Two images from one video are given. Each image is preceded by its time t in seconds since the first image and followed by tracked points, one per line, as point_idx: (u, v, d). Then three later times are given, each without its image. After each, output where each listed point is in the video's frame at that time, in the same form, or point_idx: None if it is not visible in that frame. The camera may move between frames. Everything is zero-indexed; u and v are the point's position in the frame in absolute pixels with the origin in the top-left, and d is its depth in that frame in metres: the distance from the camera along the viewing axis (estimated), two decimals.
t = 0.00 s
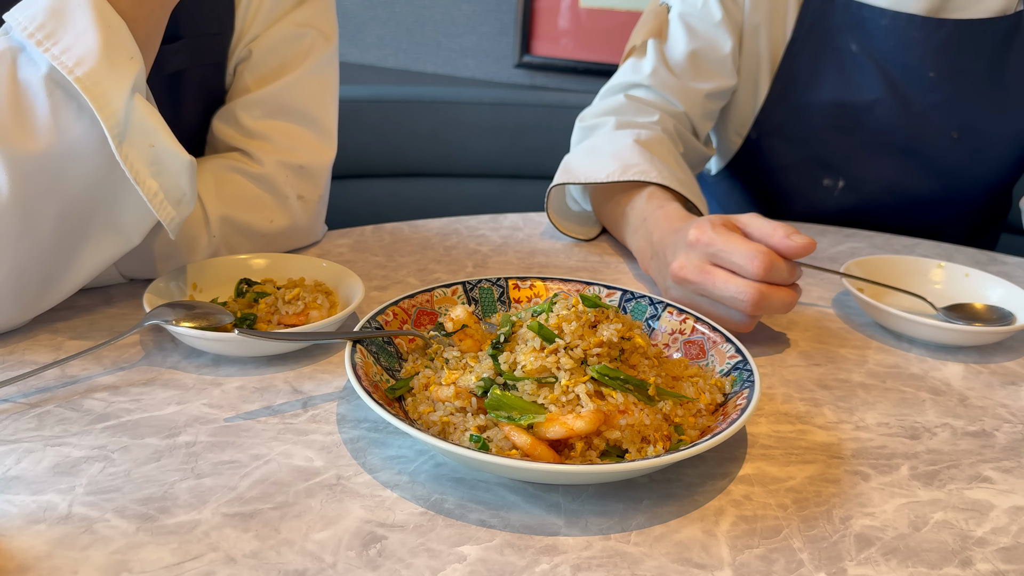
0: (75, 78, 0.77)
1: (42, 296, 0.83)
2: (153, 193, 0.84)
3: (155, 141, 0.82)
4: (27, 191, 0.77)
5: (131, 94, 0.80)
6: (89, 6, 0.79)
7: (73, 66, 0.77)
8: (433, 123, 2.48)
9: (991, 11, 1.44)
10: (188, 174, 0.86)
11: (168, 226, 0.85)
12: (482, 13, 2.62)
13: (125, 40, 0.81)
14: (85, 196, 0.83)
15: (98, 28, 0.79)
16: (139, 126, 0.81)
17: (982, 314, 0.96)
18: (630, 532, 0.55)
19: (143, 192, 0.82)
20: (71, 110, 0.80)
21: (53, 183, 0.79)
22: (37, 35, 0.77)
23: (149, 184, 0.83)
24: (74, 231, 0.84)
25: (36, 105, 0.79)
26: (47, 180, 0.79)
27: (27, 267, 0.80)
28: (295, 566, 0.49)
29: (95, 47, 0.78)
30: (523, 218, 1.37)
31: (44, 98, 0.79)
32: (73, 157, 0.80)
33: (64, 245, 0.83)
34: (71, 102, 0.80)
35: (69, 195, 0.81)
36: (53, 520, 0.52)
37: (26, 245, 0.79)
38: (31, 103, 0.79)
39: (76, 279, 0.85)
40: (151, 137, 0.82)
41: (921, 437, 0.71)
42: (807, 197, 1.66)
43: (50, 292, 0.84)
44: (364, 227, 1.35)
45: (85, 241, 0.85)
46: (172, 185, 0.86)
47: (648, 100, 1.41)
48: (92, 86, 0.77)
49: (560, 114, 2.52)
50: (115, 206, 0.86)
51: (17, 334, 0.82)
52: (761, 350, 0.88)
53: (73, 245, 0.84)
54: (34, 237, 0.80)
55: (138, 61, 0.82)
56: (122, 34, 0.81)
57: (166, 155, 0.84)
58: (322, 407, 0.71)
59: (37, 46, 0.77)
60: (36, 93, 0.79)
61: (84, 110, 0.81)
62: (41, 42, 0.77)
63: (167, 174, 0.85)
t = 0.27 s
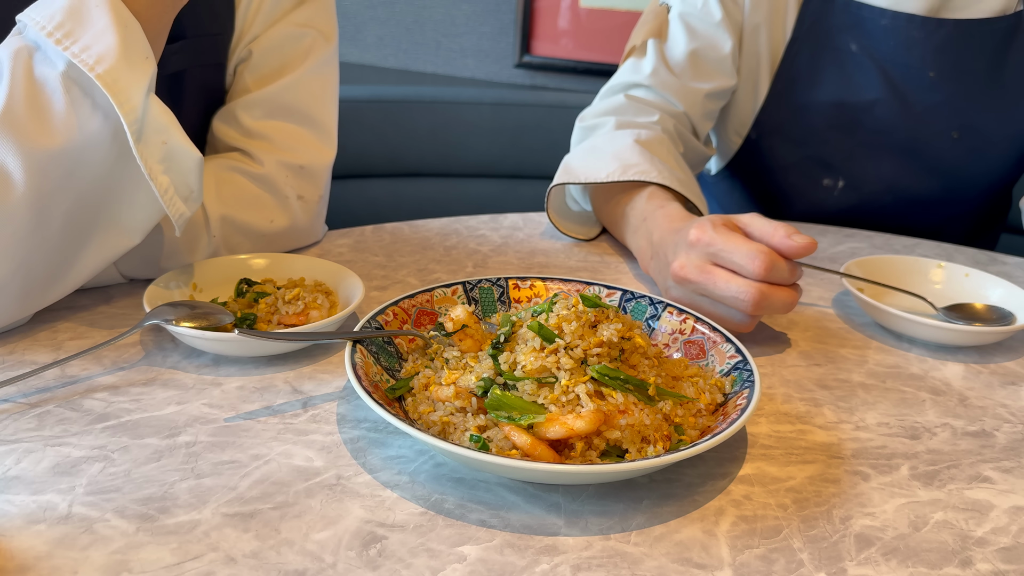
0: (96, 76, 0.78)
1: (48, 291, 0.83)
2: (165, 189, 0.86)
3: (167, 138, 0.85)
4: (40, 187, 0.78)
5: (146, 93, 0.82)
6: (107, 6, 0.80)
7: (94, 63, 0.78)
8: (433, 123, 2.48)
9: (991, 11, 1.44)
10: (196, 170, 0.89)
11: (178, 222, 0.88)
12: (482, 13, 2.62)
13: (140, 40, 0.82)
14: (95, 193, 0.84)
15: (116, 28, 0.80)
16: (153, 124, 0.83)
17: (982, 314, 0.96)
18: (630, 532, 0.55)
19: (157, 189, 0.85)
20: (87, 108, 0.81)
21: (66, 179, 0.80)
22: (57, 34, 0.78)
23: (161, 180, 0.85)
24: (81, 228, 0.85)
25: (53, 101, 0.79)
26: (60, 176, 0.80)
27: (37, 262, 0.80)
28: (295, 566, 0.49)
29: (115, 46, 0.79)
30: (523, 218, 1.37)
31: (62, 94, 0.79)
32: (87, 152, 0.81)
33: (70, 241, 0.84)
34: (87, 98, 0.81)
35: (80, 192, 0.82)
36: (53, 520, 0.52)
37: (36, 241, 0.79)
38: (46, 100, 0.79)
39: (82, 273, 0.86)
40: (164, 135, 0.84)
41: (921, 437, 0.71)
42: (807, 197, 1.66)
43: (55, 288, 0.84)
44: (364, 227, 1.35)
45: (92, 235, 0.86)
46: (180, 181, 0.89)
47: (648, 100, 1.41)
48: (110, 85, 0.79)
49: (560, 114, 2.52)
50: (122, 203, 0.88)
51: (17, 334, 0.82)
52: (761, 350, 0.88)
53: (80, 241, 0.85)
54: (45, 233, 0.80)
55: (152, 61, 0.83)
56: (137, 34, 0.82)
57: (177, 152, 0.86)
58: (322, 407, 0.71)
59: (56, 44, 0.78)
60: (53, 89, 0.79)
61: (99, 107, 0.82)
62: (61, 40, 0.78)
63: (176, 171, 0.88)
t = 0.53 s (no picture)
0: (96, 73, 0.78)
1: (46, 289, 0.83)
2: (164, 185, 0.86)
3: (167, 135, 0.85)
4: (41, 185, 0.78)
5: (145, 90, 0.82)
6: (106, 4, 0.81)
7: (93, 60, 0.78)
8: (433, 123, 2.48)
9: (991, 11, 1.44)
10: (195, 168, 0.89)
11: (178, 219, 0.88)
12: (482, 13, 2.62)
13: (138, 38, 0.82)
14: (95, 190, 0.84)
15: (114, 25, 0.80)
16: (152, 120, 0.83)
17: (982, 314, 0.96)
18: (630, 532, 0.55)
19: (157, 185, 0.85)
20: (86, 104, 0.81)
21: (66, 176, 0.80)
22: (56, 32, 0.78)
23: (161, 177, 0.85)
24: (81, 225, 0.85)
25: (52, 98, 0.79)
26: (61, 174, 0.79)
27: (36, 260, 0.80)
28: (295, 566, 0.49)
29: (113, 43, 0.79)
30: (523, 218, 1.37)
31: (61, 91, 0.79)
32: (86, 149, 0.81)
33: (70, 239, 0.84)
34: (86, 95, 0.81)
35: (81, 189, 0.82)
36: (53, 521, 0.52)
37: (36, 239, 0.79)
38: (46, 97, 0.79)
39: (81, 268, 0.86)
40: (163, 131, 0.84)
41: (921, 437, 0.71)
42: (807, 197, 1.66)
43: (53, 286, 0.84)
44: (364, 227, 1.35)
45: (91, 232, 0.86)
46: (179, 178, 0.89)
47: (648, 100, 1.41)
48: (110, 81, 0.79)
49: (560, 114, 2.52)
50: (122, 200, 0.88)
51: (17, 333, 0.82)
52: (761, 350, 0.88)
53: (79, 239, 0.85)
54: (44, 231, 0.80)
55: (150, 58, 0.83)
56: (135, 31, 0.82)
57: (176, 149, 0.86)
58: (322, 408, 0.71)
59: (55, 42, 0.78)
60: (52, 87, 0.79)
61: (99, 104, 0.82)
62: (60, 38, 0.78)
63: (175, 167, 0.88)
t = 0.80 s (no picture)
0: (111, 81, 0.78)
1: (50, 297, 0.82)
2: (172, 200, 0.86)
3: (178, 149, 0.85)
4: (49, 190, 0.78)
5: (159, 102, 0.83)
6: (127, 17, 0.82)
7: (110, 70, 0.79)
8: (432, 123, 2.48)
9: (991, 11, 1.44)
10: (205, 183, 0.89)
11: (183, 233, 0.88)
12: (482, 13, 2.62)
13: (157, 50, 0.83)
14: (105, 200, 0.84)
15: (133, 37, 0.81)
16: (165, 132, 0.83)
17: (982, 314, 0.96)
18: (631, 532, 0.55)
19: (165, 199, 0.85)
20: (100, 113, 0.82)
21: (77, 184, 0.80)
22: (75, 40, 0.79)
23: (169, 191, 0.85)
24: (90, 234, 0.84)
25: (67, 106, 0.80)
26: (71, 181, 0.79)
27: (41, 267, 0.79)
28: (295, 566, 0.49)
29: (131, 54, 0.80)
30: (523, 218, 1.37)
31: (76, 99, 0.80)
32: (97, 158, 0.81)
33: (77, 248, 0.83)
34: (100, 105, 0.82)
35: (91, 197, 0.82)
36: (53, 520, 0.52)
37: (42, 245, 0.79)
38: (61, 103, 0.80)
39: (85, 280, 0.85)
40: (175, 145, 0.84)
41: (921, 437, 0.71)
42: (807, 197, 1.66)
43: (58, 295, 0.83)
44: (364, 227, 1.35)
45: (97, 244, 0.86)
46: (188, 194, 0.88)
47: (648, 100, 1.41)
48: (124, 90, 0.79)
49: (560, 114, 2.53)
50: (131, 211, 0.87)
51: (17, 333, 0.82)
52: (761, 350, 0.88)
53: (86, 248, 0.85)
54: (52, 238, 0.80)
55: (167, 72, 0.84)
56: (154, 44, 0.84)
57: (188, 163, 0.86)
58: (322, 408, 0.71)
59: (74, 50, 0.79)
60: (67, 94, 0.80)
61: (113, 113, 0.82)
62: (79, 47, 0.79)
63: (186, 182, 0.87)
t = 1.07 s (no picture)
0: (24, 97, 0.76)
1: None
2: (79, 223, 0.84)
3: (90, 172, 0.82)
4: None
5: (74, 126, 0.80)
6: (54, 38, 0.79)
7: (26, 85, 0.77)
8: (432, 123, 2.47)
9: (992, 11, 1.42)
10: (116, 208, 0.86)
11: (89, 259, 0.86)
12: (482, 13, 2.62)
13: (82, 74, 0.80)
14: (15, 215, 0.82)
15: (58, 56, 0.79)
16: (76, 155, 0.81)
17: (982, 314, 0.96)
18: (630, 532, 0.55)
19: (67, 217, 0.82)
20: (16, 126, 0.79)
21: None
22: None
23: (78, 213, 0.83)
24: None
25: None
26: None
27: None
28: (295, 566, 0.49)
29: (50, 72, 0.78)
30: (523, 218, 1.37)
31: None
32: (12, 175, 0.80)
33: None
34: (19, 121, 0.78)
35: None
36: (53, 520, 0.52)
37: None
38: None
39: None
40: (87, 167, 0.82)
41: (921, 437, 0.71)
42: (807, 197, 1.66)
43: None
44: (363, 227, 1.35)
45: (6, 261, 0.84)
46: (100, 221, 0.85)
47: (648, 100, 1.41)
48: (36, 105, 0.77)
49: (560, 114, 2.53)
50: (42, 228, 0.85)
51: (17, 333, 0.82)
52: (761, 350, 0.88)
53: None
54: None
55: (89, 94, 0.81)
56: (79, 67, 0.80)
57: (99, 187, 0.84)
58: (322, 407, 0.71)
59: None
60: None
61: (27, 129, 0.79)
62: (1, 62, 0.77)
63: (99, 207, 0.85)
